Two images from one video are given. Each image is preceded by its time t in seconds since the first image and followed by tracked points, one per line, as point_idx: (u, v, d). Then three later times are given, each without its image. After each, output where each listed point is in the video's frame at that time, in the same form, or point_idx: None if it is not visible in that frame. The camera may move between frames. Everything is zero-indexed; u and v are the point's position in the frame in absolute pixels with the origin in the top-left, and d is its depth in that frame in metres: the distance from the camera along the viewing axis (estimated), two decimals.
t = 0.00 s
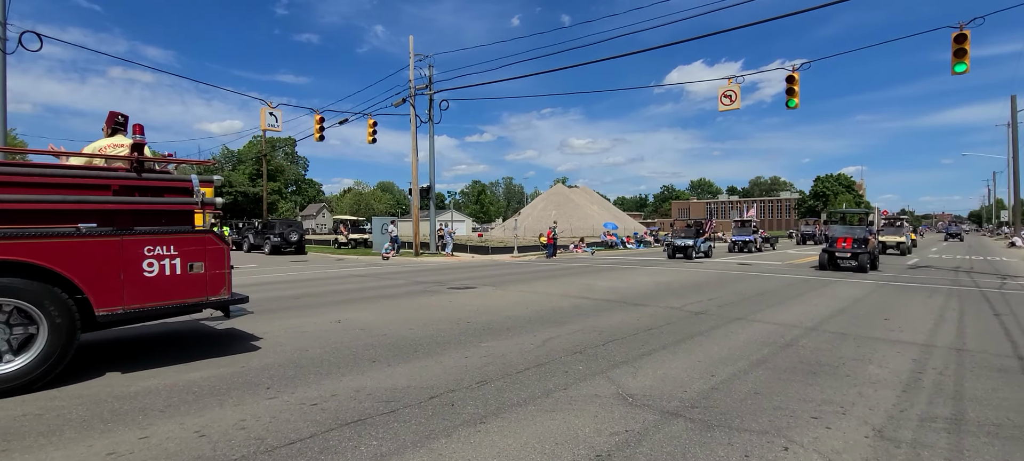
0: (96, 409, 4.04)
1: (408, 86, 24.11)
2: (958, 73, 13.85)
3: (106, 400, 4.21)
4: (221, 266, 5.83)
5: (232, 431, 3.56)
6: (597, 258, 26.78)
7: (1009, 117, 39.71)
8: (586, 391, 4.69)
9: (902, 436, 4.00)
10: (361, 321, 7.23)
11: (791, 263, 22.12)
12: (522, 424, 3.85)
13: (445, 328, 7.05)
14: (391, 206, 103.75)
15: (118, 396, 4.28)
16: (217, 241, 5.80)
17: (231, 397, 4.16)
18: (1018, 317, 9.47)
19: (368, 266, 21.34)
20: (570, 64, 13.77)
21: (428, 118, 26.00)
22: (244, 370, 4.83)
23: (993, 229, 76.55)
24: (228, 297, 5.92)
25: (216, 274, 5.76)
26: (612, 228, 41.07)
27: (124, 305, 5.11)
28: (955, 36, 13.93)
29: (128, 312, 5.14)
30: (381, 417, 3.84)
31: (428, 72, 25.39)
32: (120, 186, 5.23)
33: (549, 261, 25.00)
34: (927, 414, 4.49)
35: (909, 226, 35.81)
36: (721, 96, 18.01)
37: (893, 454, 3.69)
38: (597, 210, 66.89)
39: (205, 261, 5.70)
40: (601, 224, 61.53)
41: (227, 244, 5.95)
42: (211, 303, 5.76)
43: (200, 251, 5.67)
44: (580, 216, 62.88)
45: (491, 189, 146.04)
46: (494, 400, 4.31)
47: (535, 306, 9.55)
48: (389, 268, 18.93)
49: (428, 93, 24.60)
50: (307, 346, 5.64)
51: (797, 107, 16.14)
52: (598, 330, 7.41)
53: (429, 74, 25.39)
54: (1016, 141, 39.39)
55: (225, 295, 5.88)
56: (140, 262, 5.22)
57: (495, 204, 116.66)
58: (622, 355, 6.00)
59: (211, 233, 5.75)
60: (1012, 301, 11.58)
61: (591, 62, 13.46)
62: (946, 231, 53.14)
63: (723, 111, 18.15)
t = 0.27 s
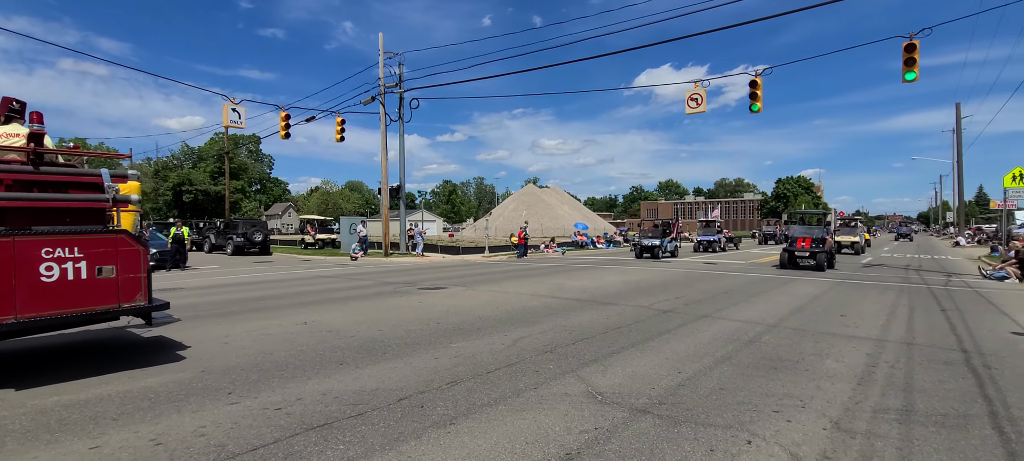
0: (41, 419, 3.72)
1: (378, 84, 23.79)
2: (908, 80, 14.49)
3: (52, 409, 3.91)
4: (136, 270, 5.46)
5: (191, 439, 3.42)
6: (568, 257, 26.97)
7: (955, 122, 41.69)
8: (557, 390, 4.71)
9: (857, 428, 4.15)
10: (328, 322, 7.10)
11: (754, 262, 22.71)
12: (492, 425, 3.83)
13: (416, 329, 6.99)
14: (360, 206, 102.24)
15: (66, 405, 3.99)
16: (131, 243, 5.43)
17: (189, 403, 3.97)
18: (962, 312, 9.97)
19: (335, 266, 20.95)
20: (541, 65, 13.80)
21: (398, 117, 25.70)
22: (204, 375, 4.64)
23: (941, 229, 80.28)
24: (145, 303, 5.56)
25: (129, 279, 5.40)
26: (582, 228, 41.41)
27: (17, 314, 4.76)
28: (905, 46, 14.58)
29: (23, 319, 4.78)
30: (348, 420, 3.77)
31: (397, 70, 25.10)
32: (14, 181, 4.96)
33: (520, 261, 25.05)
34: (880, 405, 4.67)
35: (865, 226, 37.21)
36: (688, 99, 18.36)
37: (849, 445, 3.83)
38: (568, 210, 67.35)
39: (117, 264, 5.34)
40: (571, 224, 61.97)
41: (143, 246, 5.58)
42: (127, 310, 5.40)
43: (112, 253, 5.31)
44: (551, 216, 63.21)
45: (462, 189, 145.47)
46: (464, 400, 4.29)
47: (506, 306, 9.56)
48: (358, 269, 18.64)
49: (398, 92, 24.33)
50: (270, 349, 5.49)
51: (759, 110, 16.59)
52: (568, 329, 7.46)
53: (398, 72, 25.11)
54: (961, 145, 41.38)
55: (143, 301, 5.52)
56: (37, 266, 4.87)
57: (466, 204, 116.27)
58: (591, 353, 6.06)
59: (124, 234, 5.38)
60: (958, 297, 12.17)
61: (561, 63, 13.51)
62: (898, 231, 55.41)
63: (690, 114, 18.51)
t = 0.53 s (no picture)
0: None
1: (348, 80, 23.39)
2: (867, 85, 15.01)
3: None
4: (33, 274, 5.11)
5: (149, 446, 3.28)
6: (541, 256, 27.05)
7: (910, 126, 43.39)
8: (529, 389, 4.69)
9: (819, 420, 4.26)
10: (295, 324, 6.94)
11: (722, 260, 23.17)
12: (465, 425, 3.78)
13: (387, 330, 6.90)
14: (330, 205, 100.50)
15: (11, 414, 3.78)
16: (30, 245, 5.11)
17: (146, 410, 3.82)
18: (915, 308, 10.39)
19: (304, 267, 20.51)
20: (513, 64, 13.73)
21: (368, 114, 25.32)
22: (163, 380, 4.48)
23: (897, 229, 83.51)
24: (46, 311, 5.17)
25: (25, 285, 5.03)
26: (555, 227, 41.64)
27: None
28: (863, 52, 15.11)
29: None
30: (316, 423, 3.69)
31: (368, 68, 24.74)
32: None
33: (493, 260, 25.01)
34: (841, 398, 4.81)
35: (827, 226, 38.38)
36: (658, 100, 18.61)
37: (811, 437, 3.92)
38: (541, 210, 67.58)
39: (11, 268, 4.97)
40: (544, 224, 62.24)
41: (42, 248, 5.24)
42: (25, 320, 5.03)
43: (6, 256, 4.95)
44: (524, 215, 63.36)
45: (435, 188, 144.67)
46: (435, 401, 4.23)
47: (478, 305, 9.51)
48: (327, 269, 18.29)
49: (369, 89, 23.98)
50: (234, 352, 5.33)
51: (726, 112, 16.94)
52: (540, 328, 7.47)
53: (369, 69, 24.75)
54: (914, 148, 43.09)
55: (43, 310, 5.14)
56: None
57: (440, 203, 115.64)
58: (563, 352, 6.07)
59: (20, 234, 5.07)
60: (912, 294, 12.68)
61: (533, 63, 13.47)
62: (857, 231, 57.41)
63: (660, 116, 18.77)
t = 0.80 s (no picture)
0: None
1: (323, 77, 23.04)
2: (834, 89, 15.41)
3: None
4: None
5: (107, 454, 3.16)
6: (518, 256, 27.07)
7: (875, 129, 44.71)
8: (504, 388, 4.67)
9: (787, 415, 4.34)
10: (265, 325, 6.79)
11: (697, 259, 23.52)
12: (438, 426, 3.74)
13: (360, 330, 6.81)
14: (304, 204, 98.88)
15: None
16: None
17: (105, 415, 3.68)
18: (879, 305, 10.70)
19: (276, 266, 20.11)
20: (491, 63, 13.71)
21: (344, 112, 24.98)
22: (124, 384, 4.33)
23: (863, 228, 86.05)
24: None
25: None
26: (533, 226, 41.72)
27: None
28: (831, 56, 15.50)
29: None
30: (285, 427, 3.60)
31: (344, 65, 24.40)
32: None
33: (471, 260, 24.94)
34: (808, 393, 4.91)
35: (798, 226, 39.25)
36: (634, 101, 18.79)
37: (780, 432, 3.99)
38: (519, 209, 67.66)
39: None
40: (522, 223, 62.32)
41: None
42: None
43: None
44: (502, 215, 63.34)
45: (413, 187, 143.69)
46: (408, 402, 4.18)
47: (454, 305, 9.45)
48: (301, 269, 17.97)
49: (344, 86, 23.66)
50: (200, 355, 5.19)
51: (700, 114, 17.20)
52: (517, 327, 7.46)
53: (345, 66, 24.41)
54: (879, 150, 44.43)
55: None
56: None
57: (417, 202, 114.87)
58: (539, 351, 6.08)
59: None
60: (877, 291, 13.05)
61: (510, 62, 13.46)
62: (824, 230, 58.95)
63: (636, 116, 18.95)
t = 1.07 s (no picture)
0: None
1: (301, 75, 22.71)
2: (809, 90, 15.67)
3: None
4: None
5: None
6: (500, 255, 27.04)
7: (849, 129, 45.63)
8: (484, 390, 4.63)
9: (765, 412, 4.37)
10: (241, 328, 6.65)
11: (677, 258, 23.75)
12: (417, 430, 3.69)
13: (339, 332, 6.71)
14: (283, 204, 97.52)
15: None
16: None
17: (69, 424, 3.56)
18: (853, 301, 10.90)
19: (254, 268, 19.79)
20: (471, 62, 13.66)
21: (323, 110, 24.68)
22: (90, 391, 4.19)
23: (837, 227, 88.01)
24: None
25: None
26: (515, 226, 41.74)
27: None
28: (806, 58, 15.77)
29: None
30: (258, 433, 3.52)
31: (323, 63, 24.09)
32: None
33: (452, 260, 24.84)
34: (785, 390, 4.96)
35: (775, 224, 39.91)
36: (615, 101, 18.89)
37: (758, 429, 4.02)
38: (501, 209, 67.65)
39: None
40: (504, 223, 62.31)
41: None
42: None
43: None
44: (484, 214, 63.24)
45: (394, 187, 142.76)
46: (386, 405, 4.12)
47: (435, 305, 9.38)
48: (280, 270, 17.72)
49: (323, 84, 23.37)
50: (172, 359, 5.06)
51: (680, 114, 17.36)
52: (498, 327, 7.43)
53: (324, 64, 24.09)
54: (853, 150, 45.38)
55: None
56: None
57: (399, 202, 114.15)
58: (520, 351, 6.05)
59: None
60: (851, 288, 13.31)
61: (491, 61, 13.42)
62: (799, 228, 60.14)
63: (616, 116, 19.05)
